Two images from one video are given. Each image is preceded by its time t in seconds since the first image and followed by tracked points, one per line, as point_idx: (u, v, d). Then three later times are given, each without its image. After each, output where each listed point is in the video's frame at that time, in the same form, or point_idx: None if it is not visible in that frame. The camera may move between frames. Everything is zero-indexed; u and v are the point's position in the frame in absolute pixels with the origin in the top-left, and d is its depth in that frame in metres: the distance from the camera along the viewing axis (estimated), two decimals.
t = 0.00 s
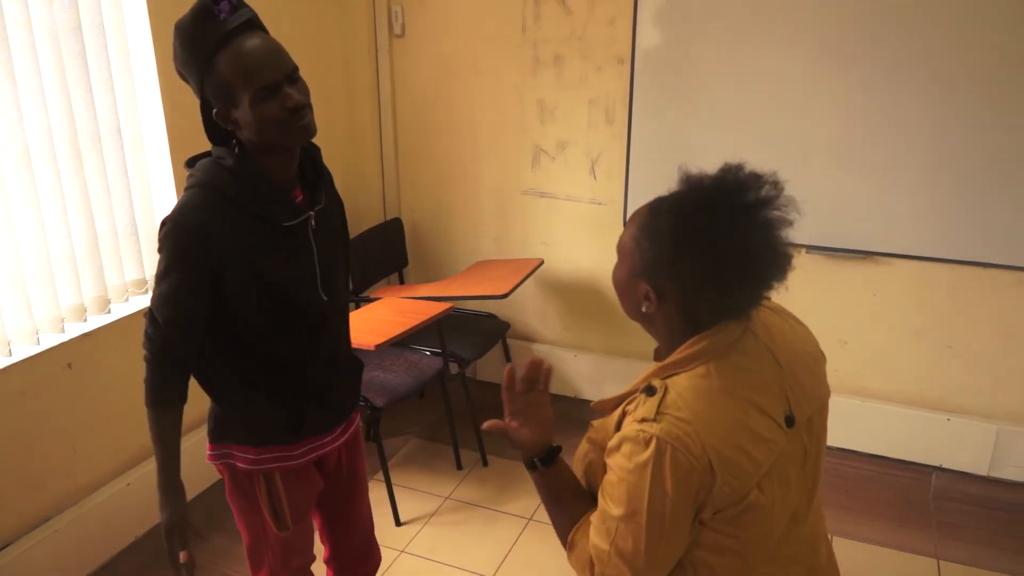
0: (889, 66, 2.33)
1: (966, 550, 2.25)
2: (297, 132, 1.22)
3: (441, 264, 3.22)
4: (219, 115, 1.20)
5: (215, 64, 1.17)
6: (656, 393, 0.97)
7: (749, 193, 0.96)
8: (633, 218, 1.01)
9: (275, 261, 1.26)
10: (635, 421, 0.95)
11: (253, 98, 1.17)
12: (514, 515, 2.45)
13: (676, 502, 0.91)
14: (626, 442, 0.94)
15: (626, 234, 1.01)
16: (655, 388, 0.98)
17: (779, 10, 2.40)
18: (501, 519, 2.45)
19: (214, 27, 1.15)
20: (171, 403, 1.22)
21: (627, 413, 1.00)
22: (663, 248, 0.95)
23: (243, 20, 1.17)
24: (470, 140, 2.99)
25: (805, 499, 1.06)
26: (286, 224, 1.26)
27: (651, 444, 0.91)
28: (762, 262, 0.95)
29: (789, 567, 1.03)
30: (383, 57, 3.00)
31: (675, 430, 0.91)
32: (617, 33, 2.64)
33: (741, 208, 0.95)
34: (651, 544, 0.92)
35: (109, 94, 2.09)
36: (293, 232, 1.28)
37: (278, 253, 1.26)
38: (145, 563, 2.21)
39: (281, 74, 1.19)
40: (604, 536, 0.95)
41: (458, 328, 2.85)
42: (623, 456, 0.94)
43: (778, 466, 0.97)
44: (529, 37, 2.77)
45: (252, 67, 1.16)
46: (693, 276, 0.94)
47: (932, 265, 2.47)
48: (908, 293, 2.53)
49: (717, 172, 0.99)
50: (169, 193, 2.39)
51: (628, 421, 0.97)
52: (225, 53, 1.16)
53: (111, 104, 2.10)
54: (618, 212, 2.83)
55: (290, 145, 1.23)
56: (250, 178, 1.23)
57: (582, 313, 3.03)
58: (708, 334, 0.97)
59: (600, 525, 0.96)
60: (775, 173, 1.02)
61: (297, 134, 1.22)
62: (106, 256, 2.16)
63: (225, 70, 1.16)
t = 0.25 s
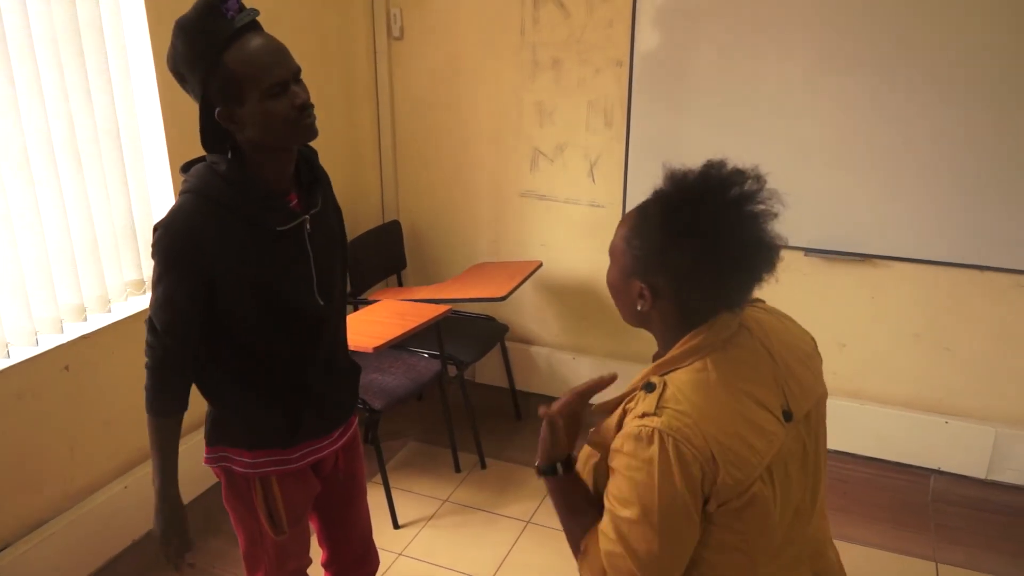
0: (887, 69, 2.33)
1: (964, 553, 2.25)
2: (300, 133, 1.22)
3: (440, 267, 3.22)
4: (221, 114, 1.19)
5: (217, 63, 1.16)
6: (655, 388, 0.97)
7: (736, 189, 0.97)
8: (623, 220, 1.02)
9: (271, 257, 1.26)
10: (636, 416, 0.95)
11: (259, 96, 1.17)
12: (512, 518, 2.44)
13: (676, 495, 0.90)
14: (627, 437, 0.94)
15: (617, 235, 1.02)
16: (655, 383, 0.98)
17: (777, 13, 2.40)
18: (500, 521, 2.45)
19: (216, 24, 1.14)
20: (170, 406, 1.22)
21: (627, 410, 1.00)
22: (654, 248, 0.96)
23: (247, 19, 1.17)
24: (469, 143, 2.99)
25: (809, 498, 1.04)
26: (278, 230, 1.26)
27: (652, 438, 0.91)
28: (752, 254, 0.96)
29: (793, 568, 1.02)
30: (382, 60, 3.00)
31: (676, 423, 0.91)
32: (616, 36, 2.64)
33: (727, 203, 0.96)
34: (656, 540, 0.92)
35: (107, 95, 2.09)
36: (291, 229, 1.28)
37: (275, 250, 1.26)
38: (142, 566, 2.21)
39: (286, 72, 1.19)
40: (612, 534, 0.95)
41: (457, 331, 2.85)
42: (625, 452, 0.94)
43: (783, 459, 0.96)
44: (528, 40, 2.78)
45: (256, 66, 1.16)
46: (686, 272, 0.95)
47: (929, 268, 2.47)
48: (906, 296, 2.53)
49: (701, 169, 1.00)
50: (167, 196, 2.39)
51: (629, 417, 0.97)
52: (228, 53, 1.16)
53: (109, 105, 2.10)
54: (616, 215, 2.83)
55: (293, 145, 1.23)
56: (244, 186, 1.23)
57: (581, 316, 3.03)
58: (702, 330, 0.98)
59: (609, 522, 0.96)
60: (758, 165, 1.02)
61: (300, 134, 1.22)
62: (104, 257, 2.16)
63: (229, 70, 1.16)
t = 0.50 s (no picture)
0: (886, 70, 2.33)
1: (962, 554, 2.25)
2: (298, 132, 1.22)
3: (438, 267, 3.22)
4: (218, 109, 1.18)
5: (216, 59, 1.16)
6: (689, 362, 0.98)
7: (781, 180, 0.98)
8: (666, 206, 1.02)
9: (267, 255, 1.26)
10: (666, 386, 0.96)
11: (258, 93, 1.17)
12: (510, 518, 2.44)
13: (689, 468, 0.92)
14: (659, 402, 0.95)
15: (659, 221, 1.02)
16: (688, 358, 0.99)
17: (776, 14, 2.40)
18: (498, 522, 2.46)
19: (217, 20, 1.14)
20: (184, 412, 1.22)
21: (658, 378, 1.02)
22: (701, 237, 0.97)
23: (248, 16, 1.17)
24: (468, 143, 2.99)
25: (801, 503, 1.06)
26: (275, 230, 1.26)
27: (685, 407, 0.92)
28: (794, 247, 0.99)
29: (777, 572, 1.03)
30: (381, 61, 3.00)
31: (709, 396, 0.92)
32: (615, 37, 2.64)
33: (773, 196, 0.97)
34: (661, 504, 0.94)
35: (106, 94, 2.08)
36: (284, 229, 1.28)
37: (271, 247, 1.27)
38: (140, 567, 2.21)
39: (286, 71, 1.20)
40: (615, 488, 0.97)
41: (455, 332, 2.85)
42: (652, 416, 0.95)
43: (795, 454, 1.00)
44: (527, 41, 2.77)
45: (256, 64, 1.16)
46: (731, 265, 0.97)
47: (928, 270, 2.48)
48: (905, 298, 2.53)
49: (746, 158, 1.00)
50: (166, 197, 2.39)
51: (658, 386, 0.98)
52: (228, 49, 1.16)
53: (108, 105, 2.10)
54: (615, 215, 2.83)
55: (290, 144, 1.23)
56: (238, 186, 1.22)
57: (580, 317, 3.03)
58: (736, 317, 1.01)
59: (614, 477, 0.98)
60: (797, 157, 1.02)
61: (297, 133, 1.22)
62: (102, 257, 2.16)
63: (229, 67, 1.16)
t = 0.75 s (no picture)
0: (884, 71, 2.33)
1: (959, 554, 2.26)
2: (296, 130, 1.22)
3: (436, 267, 3.22)
4: (217, 106, 1.18)
5: (215, 56, 1.15)
6: (712, 360, 0.93)
7: (799, 180, 0.97)
8: (686, 206, 0.97)
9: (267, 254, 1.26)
10: (700, 387, 0.89)
11: (256, 91, 1.17)
12: (509, 518, 2.44)
13: (763, 464, 0.83)
14: (702, 406, 0.86)
15: (683, 223, 0.97)
16: (709, 356, 0.94)
17: (774, 14, 2.41)
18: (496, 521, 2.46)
19: (216, 18, 1.14)
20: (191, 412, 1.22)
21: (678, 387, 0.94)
22: (732, 242, 0.94)
23: (247, 14, 1.17)
24: (466, 143, 2.99)
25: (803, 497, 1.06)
26: (272, 228, 1.26)
27: (731, 402, 0.86)
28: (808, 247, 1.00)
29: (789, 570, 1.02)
30: (379, 60, 3.00)
31: (746, 388, 0.88)
32: (613, 37, 2.64)
33: (793, 196, 0.97)
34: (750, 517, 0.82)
35: (103, 92, 2.07)
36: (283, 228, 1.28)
37: (270, 246, 1.27)
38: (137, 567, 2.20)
39: (284, 68, 1.19)
40: (697, 518, 0.82)
41: (453, 332, 2.85)
42: (701, 423, 0.85)
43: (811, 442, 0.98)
44: (525, 40, 2.77)
45: (254, 62, 1.16)
46: (759, 268, 0.96)
47: (925, 270, 2.48)
48: (902, 298, 2.54)
49: (758, 155, 0.99)
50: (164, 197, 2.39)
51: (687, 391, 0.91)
52: (226, 47, 1.15)
53: (105, 102, 2.08)
54: (613, 215, 2.83)
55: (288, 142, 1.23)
56: (237, 184, 1.22)
57: (577, 317, 3.03)
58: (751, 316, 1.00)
59: (687, 507, 0.82)
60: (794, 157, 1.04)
61: (295, 132, 1.22)
62: (100, 255, 2.15)
63: (227, 65, 1.16)
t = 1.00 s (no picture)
0: (884, 72, 2.33)
1: (954, 556, 2.26)
2: (299, 128, 1.21)
3: (434, 265, 3.22)
4: (221, 101, 1.18)
5: (220, 52, 1.16)
6: (735, 349, 0.94)
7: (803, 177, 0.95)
8: (691, 208, 0.94)
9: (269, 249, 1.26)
10: (728, 372, 0.90)
11: (261, 86, 1.17)
12: (505, 517, 2.44)
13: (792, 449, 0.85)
14: (732, 390, 0.87)
15: (690, 225, 0.93)
16: (730, 346, 0.95)
17: (773, 15, 2.40)
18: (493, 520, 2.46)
19: (222, 14, 1.14)
20: (176, 405, 1.22)
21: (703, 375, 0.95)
22: (742, 242, 0.92)
23: (254, 11, 1.17)
24: (465, 141, 2.99)
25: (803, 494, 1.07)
26: (274, 224, 1.25)
27: (761, 385, 0.87)
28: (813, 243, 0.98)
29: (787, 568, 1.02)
30: (378, 58, 3.00)
31: (773, 372, 0.90)
32: (613, 37, 2.64)
33: (798, 194, 0.95)
34: (780, 500, 0.84)
35: (98, 86, 2.07)
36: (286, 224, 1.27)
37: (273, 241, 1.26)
38: (133, 564, 2.21)
39: (289, 65, 1.19)
40: (724, 501, 0.83)
41: (452, 330, 2.84)
42: (733, 407, 0.86)
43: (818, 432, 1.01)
44: (525, 39, 2.77)
45: (259, 58, 1.16)
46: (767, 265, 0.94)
47: (923, 272, 2.48)
48: (900, 299, 2.54)
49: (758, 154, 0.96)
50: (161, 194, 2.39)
51: (715, 377, 0.92)
52: (232, 42, 1.16)
53: (100, 96, 2.08)
54: (611, 215, 2.83)
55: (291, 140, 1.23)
56: (239, 179, 1.22)
57: (575, 317, 3.03)
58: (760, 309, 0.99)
59: (715, 490, 0.84)
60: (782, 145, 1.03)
61: (298, 129, 1.22)
62: (97, 251, 2.15)
63: (232, 61, 1.16)
